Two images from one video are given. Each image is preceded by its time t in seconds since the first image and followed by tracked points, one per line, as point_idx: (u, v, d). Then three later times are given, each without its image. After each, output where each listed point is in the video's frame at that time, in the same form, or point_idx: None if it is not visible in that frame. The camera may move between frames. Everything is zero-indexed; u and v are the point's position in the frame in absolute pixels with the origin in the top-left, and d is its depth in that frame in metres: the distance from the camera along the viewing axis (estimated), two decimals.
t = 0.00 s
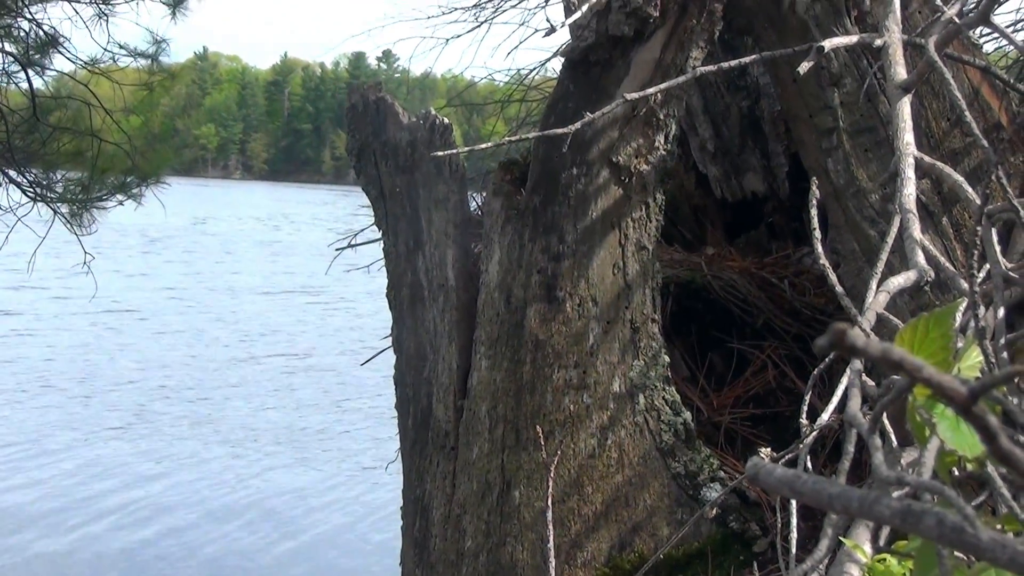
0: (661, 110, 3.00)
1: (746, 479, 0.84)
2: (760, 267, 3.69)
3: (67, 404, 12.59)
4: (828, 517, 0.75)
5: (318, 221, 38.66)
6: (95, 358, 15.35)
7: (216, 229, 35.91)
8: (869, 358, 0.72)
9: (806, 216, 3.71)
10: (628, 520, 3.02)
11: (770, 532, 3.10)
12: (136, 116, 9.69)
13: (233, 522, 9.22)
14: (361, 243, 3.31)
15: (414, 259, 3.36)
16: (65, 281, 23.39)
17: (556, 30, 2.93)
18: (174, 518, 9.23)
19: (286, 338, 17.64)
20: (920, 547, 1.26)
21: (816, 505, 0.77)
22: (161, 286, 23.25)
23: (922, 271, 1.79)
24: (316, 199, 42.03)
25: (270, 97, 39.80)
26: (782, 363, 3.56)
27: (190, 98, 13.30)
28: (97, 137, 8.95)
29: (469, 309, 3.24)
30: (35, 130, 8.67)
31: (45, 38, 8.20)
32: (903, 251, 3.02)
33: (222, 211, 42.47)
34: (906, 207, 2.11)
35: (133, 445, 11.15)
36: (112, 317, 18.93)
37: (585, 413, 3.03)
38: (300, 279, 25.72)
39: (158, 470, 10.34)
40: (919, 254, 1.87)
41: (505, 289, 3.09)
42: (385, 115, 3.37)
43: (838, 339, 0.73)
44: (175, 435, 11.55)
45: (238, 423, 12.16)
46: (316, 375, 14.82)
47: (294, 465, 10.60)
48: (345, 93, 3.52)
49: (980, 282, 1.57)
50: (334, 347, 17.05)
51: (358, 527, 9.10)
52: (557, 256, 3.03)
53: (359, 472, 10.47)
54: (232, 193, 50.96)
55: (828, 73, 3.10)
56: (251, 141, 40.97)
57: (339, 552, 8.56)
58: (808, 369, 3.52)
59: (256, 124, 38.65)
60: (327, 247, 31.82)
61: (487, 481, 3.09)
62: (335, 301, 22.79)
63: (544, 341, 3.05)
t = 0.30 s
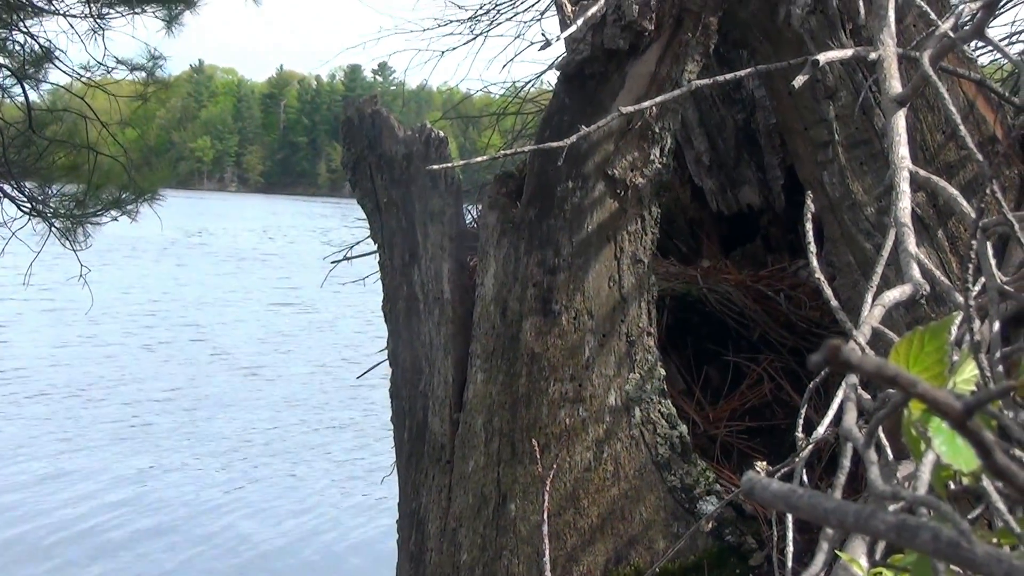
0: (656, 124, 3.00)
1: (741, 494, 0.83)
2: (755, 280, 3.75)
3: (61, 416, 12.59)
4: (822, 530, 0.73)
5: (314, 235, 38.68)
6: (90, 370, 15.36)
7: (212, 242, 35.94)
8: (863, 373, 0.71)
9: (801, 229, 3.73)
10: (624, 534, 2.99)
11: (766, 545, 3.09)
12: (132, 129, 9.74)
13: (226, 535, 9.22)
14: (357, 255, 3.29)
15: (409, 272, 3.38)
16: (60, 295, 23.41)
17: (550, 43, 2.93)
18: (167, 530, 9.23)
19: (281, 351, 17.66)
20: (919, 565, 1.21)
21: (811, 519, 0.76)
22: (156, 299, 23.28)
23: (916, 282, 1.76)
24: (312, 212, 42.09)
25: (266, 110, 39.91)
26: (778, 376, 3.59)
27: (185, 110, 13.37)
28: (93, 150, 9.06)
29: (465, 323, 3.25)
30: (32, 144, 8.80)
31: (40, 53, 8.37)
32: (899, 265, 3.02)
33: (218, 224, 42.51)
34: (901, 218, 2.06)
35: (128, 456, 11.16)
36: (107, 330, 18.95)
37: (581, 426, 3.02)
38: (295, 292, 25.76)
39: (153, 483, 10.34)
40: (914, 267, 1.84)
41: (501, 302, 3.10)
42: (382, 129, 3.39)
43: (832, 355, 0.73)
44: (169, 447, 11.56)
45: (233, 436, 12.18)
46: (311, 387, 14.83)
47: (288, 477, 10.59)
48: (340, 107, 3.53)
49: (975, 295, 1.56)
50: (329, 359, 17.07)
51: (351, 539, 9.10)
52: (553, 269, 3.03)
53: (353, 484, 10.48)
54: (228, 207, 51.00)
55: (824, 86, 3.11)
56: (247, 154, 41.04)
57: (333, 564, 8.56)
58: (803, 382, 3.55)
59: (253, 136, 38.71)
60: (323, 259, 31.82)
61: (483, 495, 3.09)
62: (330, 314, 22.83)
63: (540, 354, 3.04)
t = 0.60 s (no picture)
0: (652, 137, 2.99)
1: (737, 509, 0.84)
2: (752, 292, 3.72)
3: (55, 430, 12.58)
4: (818, 543, 0.75)
5: (310, 248, 38.64)
6: (84, 383, 15.34)
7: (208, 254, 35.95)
8: (858, 387, 0.72)
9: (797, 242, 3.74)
10: (620, 547, 3.00)
11: (762, 558, 3.10)
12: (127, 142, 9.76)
13: (221, 549, 9.21)
14: (354, 268, 3.28)
15: (405, 285, 3.38)
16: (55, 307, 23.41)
17: (547, 56, 2.92)
18: (162, 545, 9.22)
19: (276, 364, 17.66)
20: None
21: (807, 534, 0.77)
22: (151, 312, 23.27)
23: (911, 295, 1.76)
24: (307, 224, 42.12)
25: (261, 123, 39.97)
26: (774, 389, 3.60)
27: (181, 123, 13.39)
28: (88, 163, 9.06)
29: (462, 337, 3.25)
30: (27, 156, 8.84)
31: (36, 66, 8.39)
32: (894, 278, 3.02)
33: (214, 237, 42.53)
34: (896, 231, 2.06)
35: (123, 469, 11.15)
36: (102, 343, 18.93)
37: (577, 439, 3.02)
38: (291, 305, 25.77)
39: (147, 496, 10.33)
40: (910, 281, 1.83)
41: (497, 315, 3.10)
42: (377, 142, 3.39)
43: (826, 371, 0.73)
44: (164, 460, 11.55)
45: (228, 449, 12.17)
46: (306, 400, 14.83)
47: (282, 490, 10.58)
48: (336, 120, 3.54)
49: (972, 310, 1.56)
50: (324, 372, 17.07)
51: (345, 554, 9.09)
52: (549, 282, 3.03)
53: (348, 497, 10.47)
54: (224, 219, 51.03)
55: (819, 100, 3.12)
56: (243, 167, 41.10)
57: None
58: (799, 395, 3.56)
59: (248, 149, 38.74)
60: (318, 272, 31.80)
61: (480, 508, 3.09)
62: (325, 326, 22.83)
63: (536, 368, 3.04)
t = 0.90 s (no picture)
0: (648, 150, 3.00)
1: (733, 524, 0.84)
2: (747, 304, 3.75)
3: (50, 442, 12.56)
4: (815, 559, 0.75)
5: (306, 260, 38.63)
6: (79, 395, 15.33)
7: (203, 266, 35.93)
8: (854, 403, 0.72)
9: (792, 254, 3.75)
10: (616, 561, 2.98)
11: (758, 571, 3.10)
12: (124, 154, 9.80)
13: (214, 560, 9.20)
14: (350, 279, 3.27)
15: (401, 299, 3.40)
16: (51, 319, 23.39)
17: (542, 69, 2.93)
18: (156, 558, 9.21)
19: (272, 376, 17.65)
20: None
21: (802, 550, 0.77)
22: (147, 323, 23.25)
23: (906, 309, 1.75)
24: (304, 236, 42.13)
25: (258, 134, 40.02)
26: (769, 401, 3.61)
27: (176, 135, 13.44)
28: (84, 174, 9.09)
29: (457, 350, 3.25)
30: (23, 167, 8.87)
31: (31, 77, 8.40)
32: (890, 291, 3.02)
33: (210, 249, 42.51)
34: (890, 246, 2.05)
35: (118, 481, 11.13)
36: (97, 355, 18.91)
37: (573, 452, 3.01)
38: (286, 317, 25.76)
39: (143, 509, 10.31)
40: (905, 295, 1.82)
41: (492, 327, 3.10)
42: (372, 155, 3.39)
43: (821, 386, 0.73)
44: (159, 472, 11.54)
45: (223, 460, 12.15)
46: (301, 412, 14.82)
47: (277, 502, 10.57)
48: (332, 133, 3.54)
49: (966, 324, 1.55)
50: (319, 384, 17.06)
51: (339, 565, 9.08)
52: (544, 295, 3.03)
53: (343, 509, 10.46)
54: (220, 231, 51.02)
55: (815, 113, 3.13)
56: (239, 178, 41.14)
57: None
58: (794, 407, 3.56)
59: (244, 161, 38.78)
60: (314, 284, 31.80)
61: (475, 521, 3.08)
62: (321, 338, 22.82)
63: (532, 381, 3.04)
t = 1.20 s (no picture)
0: (643, 162, 2.99)
1: (726, 536, 0.84)
2: (743, 316, 3.77)
3: (47, 452, 12.56)
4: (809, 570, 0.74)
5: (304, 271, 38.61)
6: (75, 406, 15.32)
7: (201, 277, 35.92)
8: (846, 416, 0.70)
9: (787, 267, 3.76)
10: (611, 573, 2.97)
11: None
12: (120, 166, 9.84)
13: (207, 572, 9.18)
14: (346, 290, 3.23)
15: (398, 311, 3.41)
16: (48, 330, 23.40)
17: (537, 81, 2.93)
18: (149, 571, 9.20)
19: (269, 387, 17.63)
20: None
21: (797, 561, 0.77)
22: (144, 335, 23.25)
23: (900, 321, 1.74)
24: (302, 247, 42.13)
25: (257, 146, 40.08)
26: (765, 413, 3.61)
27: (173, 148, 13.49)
28: (79, 186, 9.09)
29: (452, 362, 3.25)
30: (20, 179, 8.89)
31: (27, 88, 8.41)
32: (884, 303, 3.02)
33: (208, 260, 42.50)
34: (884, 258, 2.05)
35: (114, 492, 11.13)
36: (94, 366, 18.91)
37: (568, 464, 3.01)
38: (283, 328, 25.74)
39: (137, 522, 10.31)
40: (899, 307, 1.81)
41: (488, 339, 3.10)
42: (368, 168, 3.40)
43: (813, 399, 0.72)
44: (155, 483, 11.53)
45: (219, 472, 12.14)
46: (297, 424, 14.80)
47: (272, 513, 10.55)
48: (328, 146, 3.55)
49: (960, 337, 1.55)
50: (316, 395, 17.04)
51: None
52: (539, 306, 3.03)
53: (337, 521, 10.43)
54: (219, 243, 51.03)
55: (810, 125, 3.13)
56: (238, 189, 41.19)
57: None
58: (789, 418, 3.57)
59: (242, 172, 38.82)
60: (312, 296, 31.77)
61: (470, 533, 3.08)
62: (318, 350, 22.79)
63: (527, 393, 3.04)
